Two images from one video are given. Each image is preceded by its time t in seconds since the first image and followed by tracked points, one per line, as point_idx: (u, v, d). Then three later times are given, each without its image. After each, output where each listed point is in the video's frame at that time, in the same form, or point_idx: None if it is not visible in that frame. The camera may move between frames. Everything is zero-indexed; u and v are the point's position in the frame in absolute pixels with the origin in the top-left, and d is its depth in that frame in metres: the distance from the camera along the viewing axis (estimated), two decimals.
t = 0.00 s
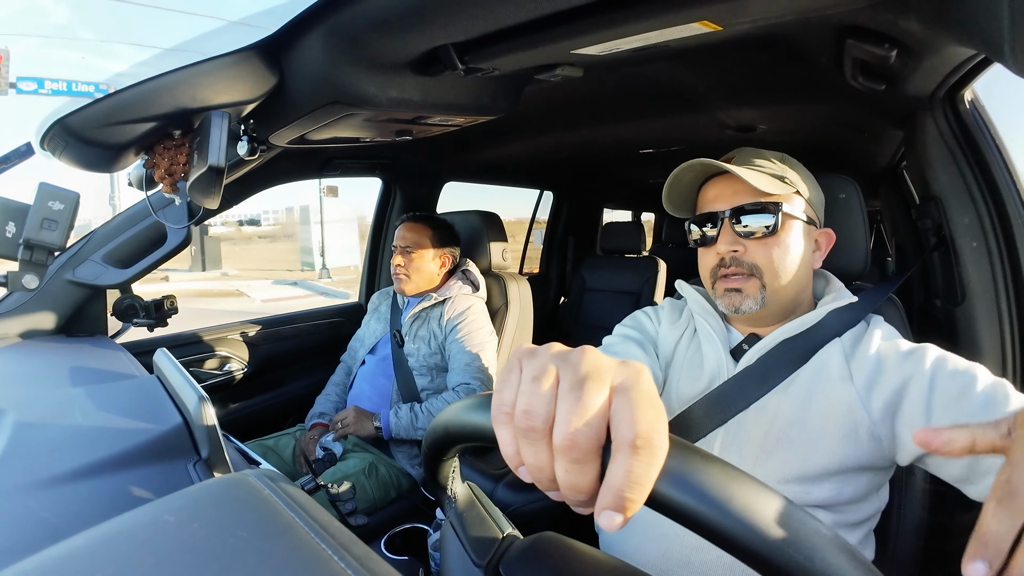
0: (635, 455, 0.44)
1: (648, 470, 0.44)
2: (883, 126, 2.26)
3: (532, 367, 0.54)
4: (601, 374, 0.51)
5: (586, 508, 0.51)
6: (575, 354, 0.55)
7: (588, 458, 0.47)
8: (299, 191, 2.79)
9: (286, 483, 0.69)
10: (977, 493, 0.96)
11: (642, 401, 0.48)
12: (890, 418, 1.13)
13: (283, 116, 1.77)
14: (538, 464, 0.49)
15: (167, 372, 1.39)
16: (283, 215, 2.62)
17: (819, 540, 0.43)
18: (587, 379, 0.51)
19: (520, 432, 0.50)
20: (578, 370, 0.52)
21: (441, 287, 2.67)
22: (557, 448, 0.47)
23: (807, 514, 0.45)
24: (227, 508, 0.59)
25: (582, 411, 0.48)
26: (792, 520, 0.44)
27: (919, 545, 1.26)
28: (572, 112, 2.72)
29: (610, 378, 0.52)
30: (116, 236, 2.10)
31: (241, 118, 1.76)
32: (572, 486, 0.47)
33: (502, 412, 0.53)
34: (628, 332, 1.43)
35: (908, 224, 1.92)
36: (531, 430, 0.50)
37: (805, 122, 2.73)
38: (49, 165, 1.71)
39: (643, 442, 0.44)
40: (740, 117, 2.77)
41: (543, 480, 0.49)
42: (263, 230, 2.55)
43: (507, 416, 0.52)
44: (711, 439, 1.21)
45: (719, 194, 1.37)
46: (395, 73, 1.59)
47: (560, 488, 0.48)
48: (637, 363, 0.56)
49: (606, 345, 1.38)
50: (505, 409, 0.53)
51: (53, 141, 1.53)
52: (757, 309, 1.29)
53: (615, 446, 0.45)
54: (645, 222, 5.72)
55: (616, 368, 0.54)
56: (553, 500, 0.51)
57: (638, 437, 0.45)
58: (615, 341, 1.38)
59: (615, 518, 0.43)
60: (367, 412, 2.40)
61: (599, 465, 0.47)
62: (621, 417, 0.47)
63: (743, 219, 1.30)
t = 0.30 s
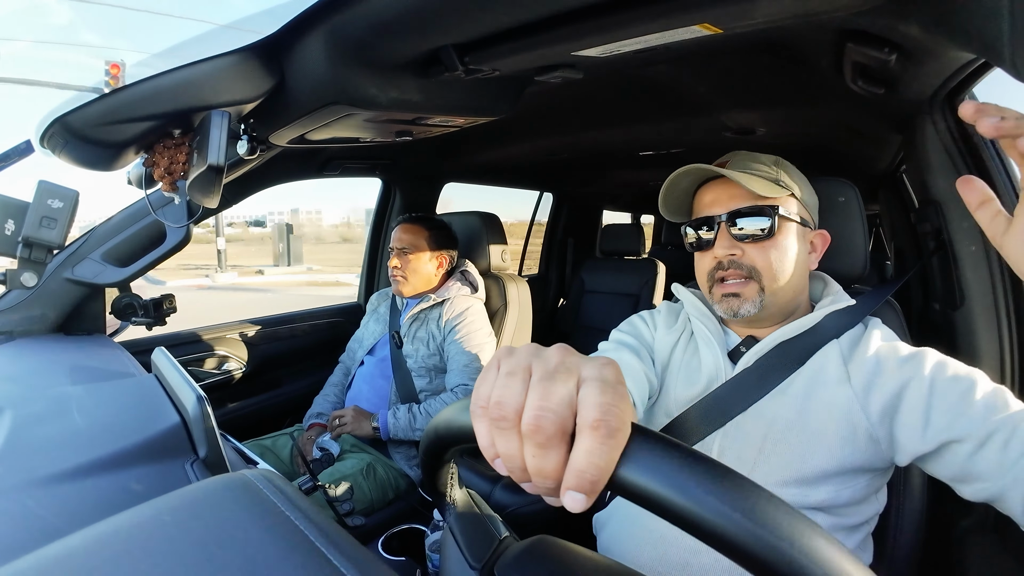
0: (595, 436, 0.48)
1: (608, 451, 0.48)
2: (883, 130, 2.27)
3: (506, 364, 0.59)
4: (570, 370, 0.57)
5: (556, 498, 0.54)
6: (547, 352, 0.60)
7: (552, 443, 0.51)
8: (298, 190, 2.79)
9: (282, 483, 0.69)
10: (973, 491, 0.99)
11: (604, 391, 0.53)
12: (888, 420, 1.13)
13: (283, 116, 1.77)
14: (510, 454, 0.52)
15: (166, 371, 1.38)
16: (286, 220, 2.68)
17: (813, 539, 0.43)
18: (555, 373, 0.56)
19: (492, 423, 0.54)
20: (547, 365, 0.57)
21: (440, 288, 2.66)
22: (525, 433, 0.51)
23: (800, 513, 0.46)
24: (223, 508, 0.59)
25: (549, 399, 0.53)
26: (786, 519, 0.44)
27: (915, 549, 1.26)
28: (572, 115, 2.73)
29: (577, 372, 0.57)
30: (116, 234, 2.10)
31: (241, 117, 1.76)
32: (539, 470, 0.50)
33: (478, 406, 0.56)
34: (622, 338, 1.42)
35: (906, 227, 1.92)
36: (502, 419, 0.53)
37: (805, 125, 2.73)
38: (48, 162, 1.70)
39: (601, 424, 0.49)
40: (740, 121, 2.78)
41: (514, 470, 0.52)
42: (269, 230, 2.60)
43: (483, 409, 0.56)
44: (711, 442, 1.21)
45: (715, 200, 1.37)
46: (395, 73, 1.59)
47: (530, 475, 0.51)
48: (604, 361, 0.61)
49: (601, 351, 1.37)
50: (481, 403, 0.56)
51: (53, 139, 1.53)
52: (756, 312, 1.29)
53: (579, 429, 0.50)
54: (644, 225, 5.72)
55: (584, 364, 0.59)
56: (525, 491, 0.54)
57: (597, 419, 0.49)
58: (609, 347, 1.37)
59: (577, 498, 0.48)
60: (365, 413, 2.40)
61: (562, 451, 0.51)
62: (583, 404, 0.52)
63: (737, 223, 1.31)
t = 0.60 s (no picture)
0: (600, 441, 0.48)
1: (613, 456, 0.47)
2: (883, 131, 2.27)
3: (510, 364, 0.58)
4: (573, 370, 0.56)
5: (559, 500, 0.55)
6: (552, 352, 0.60)
7: (555, 447, 0.50)
8: (299, 191, 2.79)
9: (283, 483, 0.69)
10: (974, 490, 0.99)
11: (609, 393, 0.53)
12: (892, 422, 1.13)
13: (284, 117, 1.77)
14: (513, 456, 0.53)
15: (166, 372, 1.38)
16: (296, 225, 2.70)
17: (812, 543, 0.44)
18: (560, 374, 0.55)
19: (496, 425, 0.54)
20: (552, 366, 0.57)
21: (441, 289, 2.66)
22: (528, 436, 0.51)
23: (800, 517, 0.46)
24: (223, 508, 0.59)
25: (553, 402, 0.52)
26: (787, 523, 0.44)
27: (915, 551, 1.26)
28: (572, 116, 2.73)
29: (582, 373, 0.57)
30: (116, 234, 2.10)
31: (242, 118, 1.76)
32: (542, 473, 0.50)
33: (481, 407, 0.57)
34: (624, 338, 1.42)
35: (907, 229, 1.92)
36: (505, 422, 0.53)
37: (805, 127, 2.73)
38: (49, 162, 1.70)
39: (606, 429, 0.48)
40: (740, 122, 2.78)
41: (518, 472, 0.53)
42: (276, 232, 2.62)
43: (486, 411, 0.56)
44: (711, 443, 1.20)
45: (723, 197, 1.37)
46: (396, 74, 1.59)
47: (533, 477, 0.51)
48: (609, 360, 0.61)
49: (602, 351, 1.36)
50: (484, 405, 0.57)
51: (54, 138, 1.53)
52: (758, 310, 1.29)
53: (583, 434, 0.49)
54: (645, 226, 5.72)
55: (589, 365, 0.59)
56: (528, 493, 0.54)
57: (602, 424, 0.49)
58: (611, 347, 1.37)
59: (582, 503, 0.47)
60: (365, 414, 2.39)
61: (566, 454, 0.51)
62: (588, 408, 0.51)
63: (744, 222, 1.31)
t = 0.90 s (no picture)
0: (597, 439, 0.48)
1: (609, 454, 0.47)
2: (884, 131, 2.27)
3: (507, 364, 0.58)
4: (571, 369, 0.56)
5: (558, 499, 0.55)
6: (548, 352, 0.60)
7: (552, 446, 0.50)
8: (299, 192, 2.79)
9: (283, 484, 0.69)
10: (974, 490, 0.99)
11: (605, 391, 0.52)
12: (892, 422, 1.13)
13: (284, 118, 1.77)
14: (511, 455, 0.53)
15: (166, 373, 1.38)
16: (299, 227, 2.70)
17: (810, 542, 0.44)
18: (557, 374, 0.56)
19: (493, 425, 0.54)
20: (548, 365, 0.57)
21: (441, 290, 2.66)
22: (525, 436, 0.51)
23: (799, 517, 0.46)
24: (222, 509, 0.59)
25: (550, 401, 0.52)
26: (785, 522, 0.44)
27: (916, 552, 1.26)
28: (572, 117, 2.73)
29: (578, 372, 0.57)
30: (117, 235, 2.10)
31: (243, 119, 1.76)
32: (540, 472, 0.50)
33: (479, 408, 0.57)
34: (623, 339, 1.41)
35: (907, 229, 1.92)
36: (502, 423, 0.53)
37: (805, 127, 2.73)
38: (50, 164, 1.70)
39: (603, 427, 0.48)
40: (740, 122, 2.78)
41: (516, 471, 0.53)
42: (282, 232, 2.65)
43: (483, 411, 0.56)
44: (712, 445, 1.20)
45: (727, 196, 1.37)
46: (396, 75, 1.59)
47: (531, 476, 0.51)
48: (606, 360, 0.61)
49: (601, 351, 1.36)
50: (482, 405, 0.57)
51: (54, 139, 1.53)
52: (760, 309, 1.29)
53: (580, 432, 0.49)
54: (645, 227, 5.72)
55: (586, 364, 0.59)
56: (526, 492, 0.54)
57: (599, 422, 0.49)
58: (610, 348, 1.36)
59: (579, 501, 0.47)
60: (365, 417, 2.39)
61: (563, 453, 0.51)
62: (585, 406, 0.51)
63: (748, 221, 1.30)
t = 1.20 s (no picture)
0: (607, 446, 0.47)
1: (620, 461, 0.47)
2: (885, 135, 2.27)
3: (511, 369, 0.58)
4: (576, 374, 0.56)
5: (565, 505, 0.54)
6: (552, 356, 0.60)
7: (560, 452, 0.50)
8: (300, 194, 2.79)
9: (282, 486, 0.69)
10: (974, 495, 0.99)
11: (613, 397, 0.52)
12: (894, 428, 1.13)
13: (285, 119, 1.77)
14: (516, 462, 0.53)
15: (166, 373, 1.38)
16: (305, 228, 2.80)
17: (811, 546, 0.44)
18: (562, 379, 0.55)
19: (498, 432, 0.54)
20: (553, 370, 0.57)
21: (440, 292, 2.66)
22: (532, 443, 0.51)
23: (800, 521, 0.46)
24: (222, 511, 0.58)
25: (557, 407, 0.52)
26: (786, 527, 0.44)
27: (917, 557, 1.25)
28: (572, 120, 2.74)
29: (584, 377, 0.56)
30: (117, 236, 2.10)
31: (244, 121, 1.77)
32: (547, 480, 0.50)
33: (482, 414, 0.57)
34: (622, 343, 1.41)
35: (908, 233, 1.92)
36: (507, 430, 0.53)
37: (806, 131, 2.74)
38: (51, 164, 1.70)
39: (614, 433, 0.47)
40: (741, 126, 2.78)
41: (522, 478, 0.53)
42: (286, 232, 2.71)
43: (487, 417, 0.56)
44: (712, 449, 1.20)
45: (717, 207, 1.37)
46: (398, 77, 1.60)
47: (538, 484, 0.51)
48: (610, 363, 0.60)
49: (600, 355, 1.36)
50: (486, 410, 0.57)
51: (57, 139, 1.53)
52: (754, 320, 1.29)
53: (589, 438, 0.48)
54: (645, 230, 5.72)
55: (591, 368, 0.58)
56: (533, 498, 0.54)
57: (609, 428, 0.48)
58: (609, 352, 1.36)
59: (592, 512, 0.46)
60: (364, 419, 2.39)
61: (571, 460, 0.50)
62: (593, 413, 0.51)
63: (737, 233, 1.30)
